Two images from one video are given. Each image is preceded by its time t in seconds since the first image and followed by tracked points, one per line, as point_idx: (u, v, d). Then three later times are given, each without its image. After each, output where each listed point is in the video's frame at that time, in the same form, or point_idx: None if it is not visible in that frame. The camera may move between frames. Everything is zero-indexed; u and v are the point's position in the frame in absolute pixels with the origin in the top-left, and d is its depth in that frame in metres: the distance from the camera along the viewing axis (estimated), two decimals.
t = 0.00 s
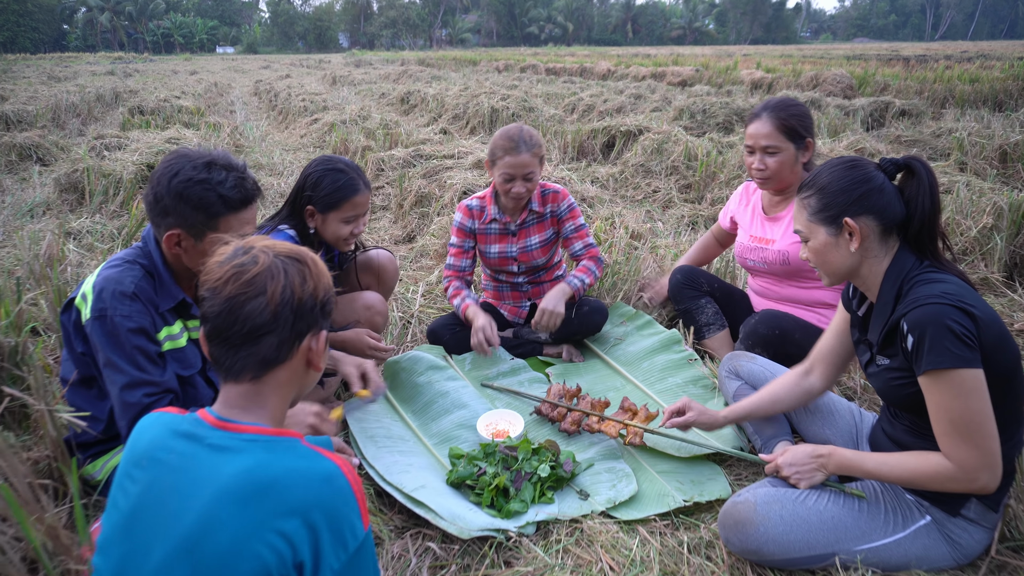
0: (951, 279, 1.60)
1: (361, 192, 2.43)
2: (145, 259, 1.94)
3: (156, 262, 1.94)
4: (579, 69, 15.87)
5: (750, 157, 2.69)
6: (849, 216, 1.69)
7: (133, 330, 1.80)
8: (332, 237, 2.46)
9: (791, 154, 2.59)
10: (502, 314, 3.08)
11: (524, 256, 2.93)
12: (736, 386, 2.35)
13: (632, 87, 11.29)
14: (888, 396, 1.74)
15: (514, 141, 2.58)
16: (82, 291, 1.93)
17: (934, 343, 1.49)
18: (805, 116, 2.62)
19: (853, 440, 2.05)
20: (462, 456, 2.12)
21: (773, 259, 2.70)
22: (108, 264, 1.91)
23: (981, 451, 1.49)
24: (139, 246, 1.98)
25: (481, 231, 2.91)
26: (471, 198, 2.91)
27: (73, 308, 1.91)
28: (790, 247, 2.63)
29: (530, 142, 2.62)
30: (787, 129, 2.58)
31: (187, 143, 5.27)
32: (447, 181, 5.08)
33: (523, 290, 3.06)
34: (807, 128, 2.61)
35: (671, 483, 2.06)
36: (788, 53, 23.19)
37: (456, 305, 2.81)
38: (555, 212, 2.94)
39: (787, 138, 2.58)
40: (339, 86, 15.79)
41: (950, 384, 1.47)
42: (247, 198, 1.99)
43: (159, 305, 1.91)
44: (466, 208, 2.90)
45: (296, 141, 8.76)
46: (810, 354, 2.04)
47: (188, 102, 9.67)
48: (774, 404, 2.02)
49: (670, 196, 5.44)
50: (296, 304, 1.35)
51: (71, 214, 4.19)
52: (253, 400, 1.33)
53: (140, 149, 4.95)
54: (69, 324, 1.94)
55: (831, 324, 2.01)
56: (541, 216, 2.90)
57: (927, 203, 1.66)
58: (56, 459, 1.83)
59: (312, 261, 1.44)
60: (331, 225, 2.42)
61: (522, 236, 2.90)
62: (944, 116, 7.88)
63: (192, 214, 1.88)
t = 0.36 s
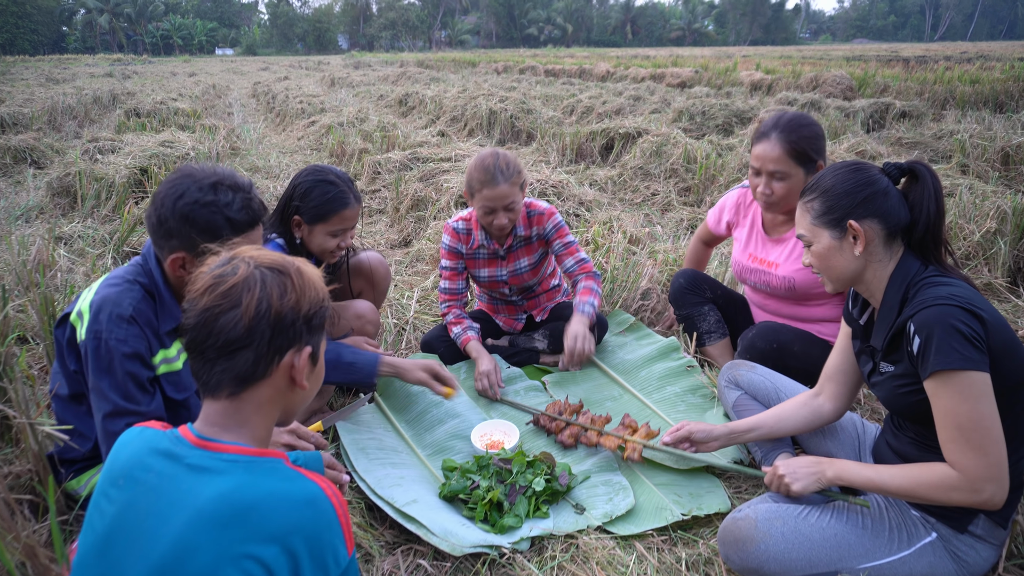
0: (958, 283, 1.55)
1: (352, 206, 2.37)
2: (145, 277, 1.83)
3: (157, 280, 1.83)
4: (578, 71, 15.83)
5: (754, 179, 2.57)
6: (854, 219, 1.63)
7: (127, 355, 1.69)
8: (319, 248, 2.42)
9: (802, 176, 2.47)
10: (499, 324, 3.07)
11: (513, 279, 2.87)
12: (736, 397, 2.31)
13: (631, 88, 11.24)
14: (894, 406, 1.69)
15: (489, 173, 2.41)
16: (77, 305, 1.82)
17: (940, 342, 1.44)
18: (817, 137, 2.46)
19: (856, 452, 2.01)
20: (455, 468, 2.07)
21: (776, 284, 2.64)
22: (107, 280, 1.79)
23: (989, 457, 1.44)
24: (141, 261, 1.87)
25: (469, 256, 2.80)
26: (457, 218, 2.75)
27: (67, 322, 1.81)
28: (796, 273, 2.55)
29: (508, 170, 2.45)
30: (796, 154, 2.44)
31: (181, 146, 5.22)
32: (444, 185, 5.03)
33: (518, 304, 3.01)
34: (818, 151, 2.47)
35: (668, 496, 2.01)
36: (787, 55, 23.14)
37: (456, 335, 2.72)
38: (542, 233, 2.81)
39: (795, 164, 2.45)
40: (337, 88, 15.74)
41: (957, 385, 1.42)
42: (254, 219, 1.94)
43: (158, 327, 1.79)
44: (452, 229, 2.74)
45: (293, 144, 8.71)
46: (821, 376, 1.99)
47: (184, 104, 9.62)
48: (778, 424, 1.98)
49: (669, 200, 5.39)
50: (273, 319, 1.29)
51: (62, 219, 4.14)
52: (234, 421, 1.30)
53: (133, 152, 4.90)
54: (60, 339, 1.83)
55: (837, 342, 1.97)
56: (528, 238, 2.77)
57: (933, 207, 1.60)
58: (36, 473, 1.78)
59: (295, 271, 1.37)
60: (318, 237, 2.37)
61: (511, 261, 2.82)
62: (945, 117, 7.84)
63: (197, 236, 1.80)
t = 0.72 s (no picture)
0: (956, 282, 1.53)
1: (348, 219, 2.32)
2: (167, 293, 1.77)
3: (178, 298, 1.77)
4: (576, 72, 15.81)
5: (757, 188, 2.55)
6: (858, 219, 1.61)
7: (139, 375, 1.64)
8: (318, 261, 2.38)
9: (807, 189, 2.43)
10: (496, 330, 3.04)
11: (507, 294, 2.82)
12: (738, 402, 2.29)
13: (629, 89, 11.22)
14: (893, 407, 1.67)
15: (482, 197, 2.33)
16: (94, 312, 1.76)
17: (919, 336, 1.45)
18: (824, 146, 2.40)
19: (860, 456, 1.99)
20: (453, 474, 2.04)
21: (783, 295, 2.64)
22: (126, 293, 1.73)
23: (909, 456, 1.48)
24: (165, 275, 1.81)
25: (464, 267, 2.74)
26: (453, 228, 2.68)
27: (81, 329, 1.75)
28: (803, 285, 2.54)
29: (503, 194, 2.35)
30: (801, 164, 2.39)
31: (177, 147, 5.18)
32: (442, 186, 5.01)
33: (516, 315, 2.96)
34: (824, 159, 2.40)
35: (669, 505, 1.99)
36: (784, 56, 23.16)
37: (453, 344, 2.69)
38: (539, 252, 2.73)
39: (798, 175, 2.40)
40: (334, 88, 15.68)
41: (916, 379, 1.44)
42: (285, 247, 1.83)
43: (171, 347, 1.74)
44: (449, 238, 2.69)
45: (290, 144, 8.67)
46: (818, 381, 1.97)
47: (180, 104, 9.56)
48: (778, 430, 1.96)
49: (668, 201, 5.37)
50: (268, 326, 1.27)
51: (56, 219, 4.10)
52: (228, 431, 1.28)
53: (128, 153, 4.86)
54: (73, 346, 1.77)
55: (837, 345, 1.94)
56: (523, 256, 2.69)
57: (936, 209, 1.59)
58: (28, 480, 1.73)
59: (291, 279, 1.33)
60: (316, 252, 2.33)
61: (504, 277, 2.77)
62: (943, 118, 7.83)
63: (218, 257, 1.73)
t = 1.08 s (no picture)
0: (950, 279, 1.46)
1: (332, 221, 2.23)
2: (159, 298, 1.67)
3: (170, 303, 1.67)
4: (575, 70, 15.74)
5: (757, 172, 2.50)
6: (849, 217, 1.54)
7: (126, 384, 1.54)
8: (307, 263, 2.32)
9: (805, 168, 2.39)
10: (496, 329, 2.98)
11: (503, 298, 2.75)
12: (743, 402, 2.23)
13: (629, 87, 11.15)
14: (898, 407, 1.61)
15: (469, 207, 2.25)
16: (82, 313, 1.67)
17: (899, 337, 1.40)
18: (817, 125, 2.34)
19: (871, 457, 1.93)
20: (451, 477, 1.98)
21: (782, 278, 2.56)
22: (117, 296, 1.64)
23: (870, 456, 1.46)
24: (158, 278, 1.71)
25: (460, 269, 2.68)
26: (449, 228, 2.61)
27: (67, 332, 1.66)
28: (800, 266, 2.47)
29: (491, 203, 2.27)
30: (792, 146, 2.34)
31: (171, 144, 5.12)
32: (440, 183, 4.94)
33: (515, 317, 2.89)
34: (818, 140, 2.36)
35: (673, 509, 1.93)
36: (783, 54, 23.10)
37: (449, 345, 2.64)
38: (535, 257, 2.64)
39: (794, 156, 2.36)
40: (332, 86, 15.60)
41: (892, 379, 1.40)
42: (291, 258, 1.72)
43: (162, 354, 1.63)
44: (445, 238, 2.61)
45: (287, 142, 8.60)
46: (823, 382, 1.90)
47: (176, 102, 9.49)
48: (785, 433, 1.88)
49: (669, 198, 5.31)
50: (259, 325, 1.19)
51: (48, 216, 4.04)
52: (214, 436, 1.21)
53: (122, 150, 4.80)
54: (58, 348, 1.68)
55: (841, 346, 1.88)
56: (518, 258, 2.60)
57: (930, 206, 1.53)
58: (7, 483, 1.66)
59: (286, 274, 1.26)
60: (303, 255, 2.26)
61: (500, 280, 2.69)
62: (945, 115, 7.77)
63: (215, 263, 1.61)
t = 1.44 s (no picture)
0: (973, 286, 1.36)
1: (296, 196, 2.17)
2: (130, 303, 1.58)
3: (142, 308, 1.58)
4: (575, 68, 15.63)
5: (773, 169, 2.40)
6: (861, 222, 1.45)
7: (95, 395, 1.46)
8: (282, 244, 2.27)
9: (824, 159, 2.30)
10: (495, 333, 2.90)
11: (501, 302, 2.66)
12: (751, 411, 2.14)
13: (629, 85, 11.05)
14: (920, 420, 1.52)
15: (454, 214, 2.15)
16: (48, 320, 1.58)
17: (925, 350, 1.31)
18: (829, 117, 2.28)
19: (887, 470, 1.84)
20: (446, 490, 1.88)
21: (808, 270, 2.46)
22: (85, 302, 1.55)
23: (902, 477, 1.37)
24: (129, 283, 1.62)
25: (455, 273, 2.58)
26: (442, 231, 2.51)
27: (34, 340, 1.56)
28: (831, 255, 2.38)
29: (478, 207, 2.18)
30: (810, 138, 2.26)
31: (163, 141, 5.02)
32: (437, 182, 4.85)
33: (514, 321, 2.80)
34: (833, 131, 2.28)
35: (680, 523, 1.84)
36: (783, 53, 23.01)
37: (442, 350, 2.56)
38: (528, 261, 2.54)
39: (811, 148, 2.27)
40: (330, 84, 15.48)
41: (917, 397, 1.31)
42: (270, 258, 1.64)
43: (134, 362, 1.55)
44: (438, 242, 2.51)
45: (284, 140, 8.49)
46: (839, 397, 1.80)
47: (172, 100, 9.40)
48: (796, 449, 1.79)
49: (670, 197, 5.21)
50: (232, 338, 1.10)
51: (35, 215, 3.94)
52: (187, 459, 1.12)
53: (112, 147, 4.71)
54: (25, 356, 1.58)
55: (855, 357, 1.79)
56: (512, 261, 2.51)
57: (947, 206, 1.41)
58: None
59: (262, 279, 1.15)
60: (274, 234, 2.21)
61: (495, 285, 2.59)
62: (949, 114, 7.67)
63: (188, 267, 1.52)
